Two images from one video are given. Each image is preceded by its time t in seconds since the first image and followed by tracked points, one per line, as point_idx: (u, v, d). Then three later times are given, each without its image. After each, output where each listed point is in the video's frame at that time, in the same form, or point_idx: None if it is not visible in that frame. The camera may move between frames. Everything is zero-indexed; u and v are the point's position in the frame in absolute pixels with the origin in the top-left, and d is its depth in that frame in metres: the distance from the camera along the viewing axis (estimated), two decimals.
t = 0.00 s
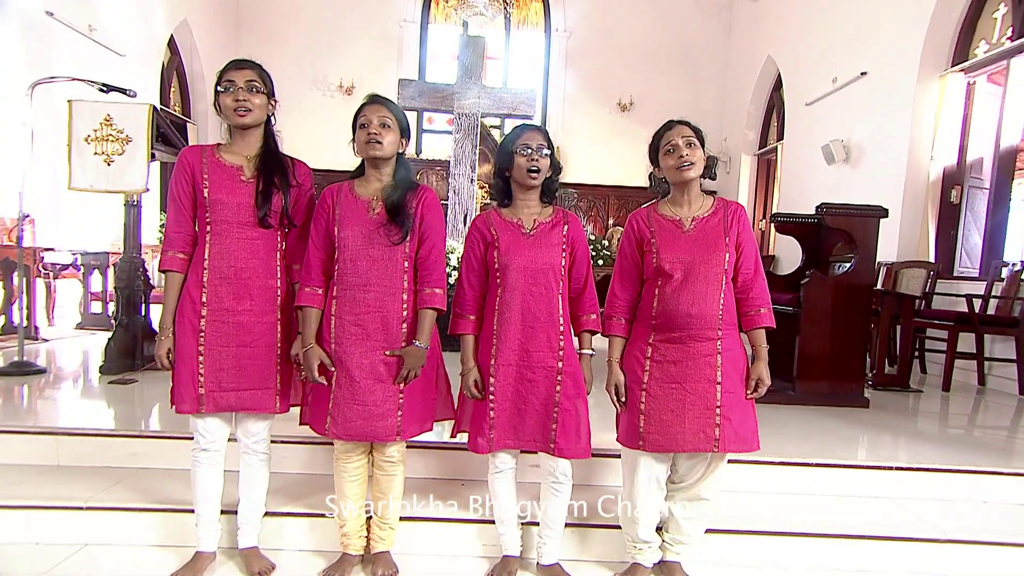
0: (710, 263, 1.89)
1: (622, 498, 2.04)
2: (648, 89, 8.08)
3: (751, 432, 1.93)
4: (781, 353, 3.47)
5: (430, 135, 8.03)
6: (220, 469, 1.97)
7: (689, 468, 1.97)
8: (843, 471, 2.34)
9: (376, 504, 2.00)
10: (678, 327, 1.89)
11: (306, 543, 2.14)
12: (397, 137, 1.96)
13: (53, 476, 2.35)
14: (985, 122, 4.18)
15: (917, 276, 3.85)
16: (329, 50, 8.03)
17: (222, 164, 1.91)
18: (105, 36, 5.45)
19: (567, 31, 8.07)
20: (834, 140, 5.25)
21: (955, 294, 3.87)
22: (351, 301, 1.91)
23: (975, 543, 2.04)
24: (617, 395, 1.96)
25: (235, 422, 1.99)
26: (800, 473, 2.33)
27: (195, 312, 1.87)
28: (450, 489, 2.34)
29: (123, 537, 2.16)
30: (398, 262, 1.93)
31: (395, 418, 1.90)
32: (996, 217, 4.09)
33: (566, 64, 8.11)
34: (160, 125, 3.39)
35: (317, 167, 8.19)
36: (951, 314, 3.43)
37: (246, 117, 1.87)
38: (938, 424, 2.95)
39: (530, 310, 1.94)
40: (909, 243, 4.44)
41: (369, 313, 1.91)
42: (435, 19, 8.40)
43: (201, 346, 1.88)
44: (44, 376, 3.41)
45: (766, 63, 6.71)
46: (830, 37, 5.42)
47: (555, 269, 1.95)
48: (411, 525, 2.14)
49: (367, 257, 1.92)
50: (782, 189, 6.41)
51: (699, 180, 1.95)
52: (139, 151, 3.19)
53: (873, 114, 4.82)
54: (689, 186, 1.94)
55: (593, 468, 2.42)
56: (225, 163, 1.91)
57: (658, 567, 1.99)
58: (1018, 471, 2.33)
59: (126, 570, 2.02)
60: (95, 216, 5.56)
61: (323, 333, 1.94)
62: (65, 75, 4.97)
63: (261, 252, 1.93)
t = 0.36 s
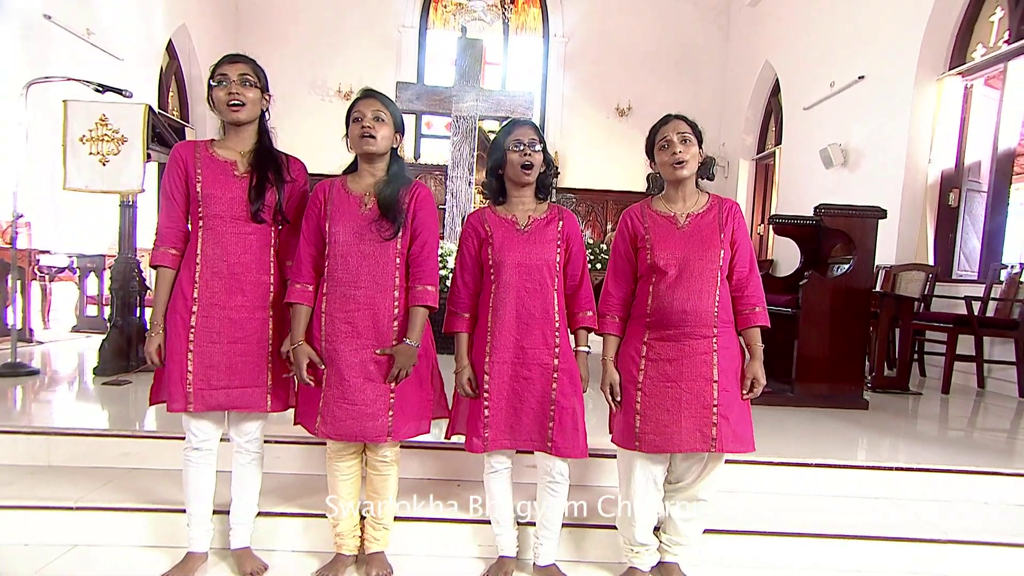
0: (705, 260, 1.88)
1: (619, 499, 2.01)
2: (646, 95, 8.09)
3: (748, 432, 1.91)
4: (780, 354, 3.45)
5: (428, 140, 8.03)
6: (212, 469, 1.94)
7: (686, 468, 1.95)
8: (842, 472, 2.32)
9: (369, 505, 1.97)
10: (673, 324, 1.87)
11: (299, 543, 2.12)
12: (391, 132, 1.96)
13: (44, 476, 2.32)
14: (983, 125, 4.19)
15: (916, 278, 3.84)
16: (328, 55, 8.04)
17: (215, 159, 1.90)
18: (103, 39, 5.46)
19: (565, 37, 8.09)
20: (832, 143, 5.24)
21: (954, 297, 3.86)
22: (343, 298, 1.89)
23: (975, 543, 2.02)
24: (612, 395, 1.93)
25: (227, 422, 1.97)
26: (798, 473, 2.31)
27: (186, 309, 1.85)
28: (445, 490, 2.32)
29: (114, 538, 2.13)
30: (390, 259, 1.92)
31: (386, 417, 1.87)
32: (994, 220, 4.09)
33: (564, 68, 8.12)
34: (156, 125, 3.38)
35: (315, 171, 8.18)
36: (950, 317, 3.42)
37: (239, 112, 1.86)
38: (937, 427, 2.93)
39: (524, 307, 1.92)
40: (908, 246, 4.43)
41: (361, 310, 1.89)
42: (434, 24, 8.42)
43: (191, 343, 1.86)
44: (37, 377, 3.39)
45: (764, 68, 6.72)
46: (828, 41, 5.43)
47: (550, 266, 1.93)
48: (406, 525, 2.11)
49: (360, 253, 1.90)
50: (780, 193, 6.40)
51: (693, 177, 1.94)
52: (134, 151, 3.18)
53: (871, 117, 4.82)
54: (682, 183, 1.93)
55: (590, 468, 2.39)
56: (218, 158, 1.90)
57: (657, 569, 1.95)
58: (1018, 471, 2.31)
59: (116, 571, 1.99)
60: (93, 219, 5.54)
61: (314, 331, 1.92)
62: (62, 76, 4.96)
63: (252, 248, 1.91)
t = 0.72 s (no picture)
0: (704, 257, 1.86)
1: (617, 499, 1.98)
2: (644, 101, 8.11)
3: (746, 430, 1.89)
4: (778, 357, 3.43)
5: (427, 146, 8.04)
6: (205, 468, 1.92)
7: (684, 468, 1.93)
8: (843, 473, 2.29)
9: (363, 505, 1.95)
10: (671, 321, 1.85)
11: (293, 544, 2.09)
12: (387, 128, 1.94)
13: (34, 477, 2.29)
14: (981, 128, 4.18)
15: (915, 281, 3.83)
16: (327, 61, 8.05)
17: (207, 154, 1.89)
18: (102, 44, 5.46)
19: (564, 43, 8.12)
20: (830, 148, 5.25)
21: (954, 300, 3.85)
22: (337, 294, 1.88)
23: (977, 544, 2.00)
24: (610, 392, 1.90)
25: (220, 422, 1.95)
26: (798, 474, 2.29)
27: (177, 305, 1.84)
28: (441, 491, 2.29)
29: (104, 539, 2.10)
30: (385, 255, 1.90)
31: (381, 414, 1.85)
32: (993, 225, 4.08)
33: (562, 74, 8.14)
34: (153, 127, 3.37)
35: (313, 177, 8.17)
36: (949, 319, 3.41)
37: (232, 107, 1.84)
38: (937, 430, 2.91)
39: (519, 304, 1.90)
40: (907, 250, 4.42)
41: (355, 307, 1.87)
42: (432, 30, 8.44)
43: (182, 339, 1.84)
44: (31, 379, 3.38)
45: (762, 73, 6.72)
46: (826, 45, 5.44)
47: (545, 262, 1.92)
48: (401, 526, 2.08)
49: (355, 249, 1.89)
50: (778, 198, 6.40)
51: (693, 171, 1.94)
52: (131, 152, 3.18)
53: (869, 121, 4.82)
54: (683, 176, 1.92)
55: (588, 469, 2.37)
56: (211, 153, 1.89)
57: (655, 570, 1.92)
58: (1019, 472, 2.29)
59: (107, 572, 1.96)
60: (89, 222, 5.53)
61: (308, 328, 1.90)
62: (60, 78, 4.96)
63: (245, 244, 1.89)
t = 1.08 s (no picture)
0: (706, 257, 1.84)
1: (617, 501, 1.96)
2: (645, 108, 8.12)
3: (749, 432, 1.86)
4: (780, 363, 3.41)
5: (428, 153, 8.04)
6: (200, 469, 1.90)
7: (686, 469, 1.91)
8: (846, 477, 2.27)
9: (361, 506, 1.92)
10: (672, 321, 1.83)
11: (289, 548, 2.06)
12: (385, 127, 1.93)
13: (28, 480, 2.27)
14: (982, 134, 4.18)
15: (917, 287, 3.81)
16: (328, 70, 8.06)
17: (203, 153, 1.87)
18: (104, 51, 5.48)
19: (564, 51, 8.14)
20: (831, 154, 5.25)
21: (956, 305, 3.83)
22: (336, 293, 1.86)
23: (982, 549, 1.97)
24: (612, 392, 1.88)
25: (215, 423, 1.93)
26: (800, 478, 2.26)
27: (173, 304, 1.82)
28: (440, 494, 2.26)
29: (98, 543, 2.07)
30: (384, 253, 1.88)
31: (379, 414, 1.83)
32: (995, 231, 4.07)
33: (562, 82, 8.15)
34: (152, 130, 3.37)
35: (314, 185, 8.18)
36: (952, 324, 3.39)
37: (230, 108, 1.83)
38: (941, 435, 2.88)
39: (518, 304, 1.88)
40: (909, 256, 4.42)
41: (353, 306, 1.86)
42: (433, 39, 8.46)
43: (176, 339, 1.82)
44: (28, 383, 3.36)
45: (762, 81, 6.72)
46: (826, 52, 5.45)
47: (544, 262, 1.90)
48: (400, 529, 2.05)
49: (353, 248, 1.87)
50: (779, 205, 6.39)
51: (696, 173, 1.91)
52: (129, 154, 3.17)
53: (869, 128, 4.83)
54: (687, 179, 1.89)
55: (589, 472, 2.34)
56: (207, 152, 1.88)
57: (657, 574, 1.89)
58: None
59: None
60: (89, 227, 5.52)
61: (306, 327, 1.88)
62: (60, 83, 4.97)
63: (241, 242, 1.88)
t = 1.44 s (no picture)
0: (711, 255, 1.83)
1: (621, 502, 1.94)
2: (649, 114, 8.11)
3: (755, 431, 1.84)
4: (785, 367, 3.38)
5: (432, 161, 8.04)
6: (198, 470, 1.88)
7: (691, 470, 1.89)
8: (851, 480, 2.24)
9: (361, 506, 1.91)
10: (678, 320, 1.82)
11: (288, 550, 2.04)
12: (389, 128, 1.90)
13: (27, 481, 2.25)
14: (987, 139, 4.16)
15: (923, 292, 3.78)
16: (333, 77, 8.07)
17: (204, 150, 1.87)
18: (110, 59, 5.51)
19: (568, 59, 8.13)
20: (835, 160, 5.23)
21: (963, 310, 3.81)
22: (339, 291, 1.85)
23: (993, 553, 1.94)
24: (617, 391, 1.86)
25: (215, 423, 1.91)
26: (806, 482, 2.23)
27: (174, 302, 1.81)
28: (440, 496, 2.24)
29: (96, 543, 2.06)
30: (387, 251, 1.87)
31: (384, 412, 1.82)
32: (1002, 235, 4.06)
33: (566, 90, 8.14)
34: (156, 134, 3.39)
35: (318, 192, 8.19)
36: (959, 329, 3.36)
37: (230, 103, 1.83)
38: (949, 440, 2.85)
39: (521, 303, 1.86)
40: (915, 261, 4.39)
41: (357, 304, 1.85)
42: (438, 47, 8.44)
43: (177, 337, 1.80)
44: (30, 386, 3.35)
45: (766, 88, 6.71)
46: (832, 57, 5.42)
47: (546, 260, 1.89)
48: (400, 530, 2.03)
49: (356, 246, 1.86)
50: (783, 212, 6.38)
51: (701, 170, 1.90)
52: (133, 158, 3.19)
53: (873, 134, 4.82)
54: (691, 176, 1.88)
55: (591, 475, 2.31)
56: (207, 148, 1.87)
57: None
58: None
59: None
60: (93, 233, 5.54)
61: (310, 324, 1.87)
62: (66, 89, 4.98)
63: (243, 240, 1.87)
